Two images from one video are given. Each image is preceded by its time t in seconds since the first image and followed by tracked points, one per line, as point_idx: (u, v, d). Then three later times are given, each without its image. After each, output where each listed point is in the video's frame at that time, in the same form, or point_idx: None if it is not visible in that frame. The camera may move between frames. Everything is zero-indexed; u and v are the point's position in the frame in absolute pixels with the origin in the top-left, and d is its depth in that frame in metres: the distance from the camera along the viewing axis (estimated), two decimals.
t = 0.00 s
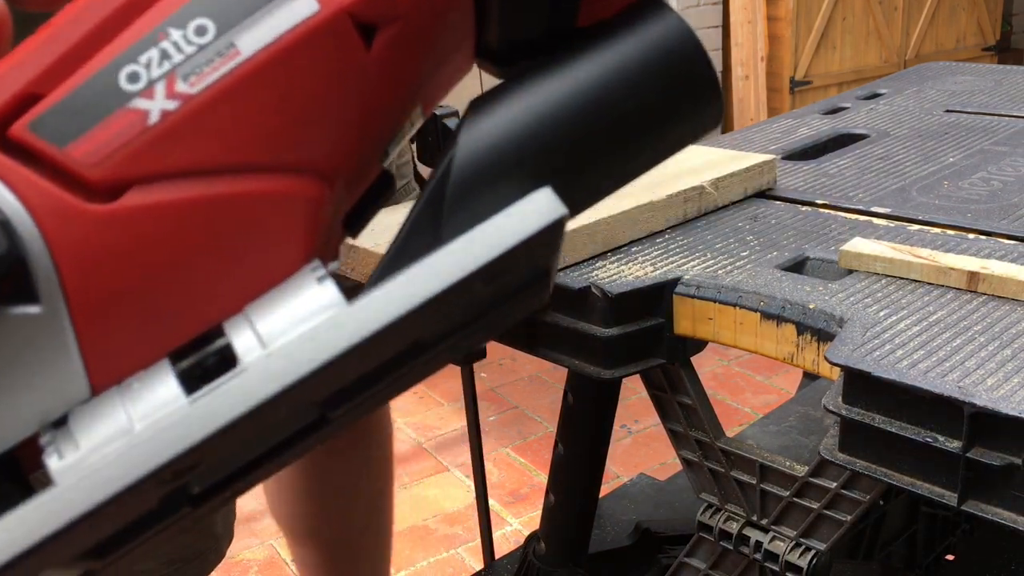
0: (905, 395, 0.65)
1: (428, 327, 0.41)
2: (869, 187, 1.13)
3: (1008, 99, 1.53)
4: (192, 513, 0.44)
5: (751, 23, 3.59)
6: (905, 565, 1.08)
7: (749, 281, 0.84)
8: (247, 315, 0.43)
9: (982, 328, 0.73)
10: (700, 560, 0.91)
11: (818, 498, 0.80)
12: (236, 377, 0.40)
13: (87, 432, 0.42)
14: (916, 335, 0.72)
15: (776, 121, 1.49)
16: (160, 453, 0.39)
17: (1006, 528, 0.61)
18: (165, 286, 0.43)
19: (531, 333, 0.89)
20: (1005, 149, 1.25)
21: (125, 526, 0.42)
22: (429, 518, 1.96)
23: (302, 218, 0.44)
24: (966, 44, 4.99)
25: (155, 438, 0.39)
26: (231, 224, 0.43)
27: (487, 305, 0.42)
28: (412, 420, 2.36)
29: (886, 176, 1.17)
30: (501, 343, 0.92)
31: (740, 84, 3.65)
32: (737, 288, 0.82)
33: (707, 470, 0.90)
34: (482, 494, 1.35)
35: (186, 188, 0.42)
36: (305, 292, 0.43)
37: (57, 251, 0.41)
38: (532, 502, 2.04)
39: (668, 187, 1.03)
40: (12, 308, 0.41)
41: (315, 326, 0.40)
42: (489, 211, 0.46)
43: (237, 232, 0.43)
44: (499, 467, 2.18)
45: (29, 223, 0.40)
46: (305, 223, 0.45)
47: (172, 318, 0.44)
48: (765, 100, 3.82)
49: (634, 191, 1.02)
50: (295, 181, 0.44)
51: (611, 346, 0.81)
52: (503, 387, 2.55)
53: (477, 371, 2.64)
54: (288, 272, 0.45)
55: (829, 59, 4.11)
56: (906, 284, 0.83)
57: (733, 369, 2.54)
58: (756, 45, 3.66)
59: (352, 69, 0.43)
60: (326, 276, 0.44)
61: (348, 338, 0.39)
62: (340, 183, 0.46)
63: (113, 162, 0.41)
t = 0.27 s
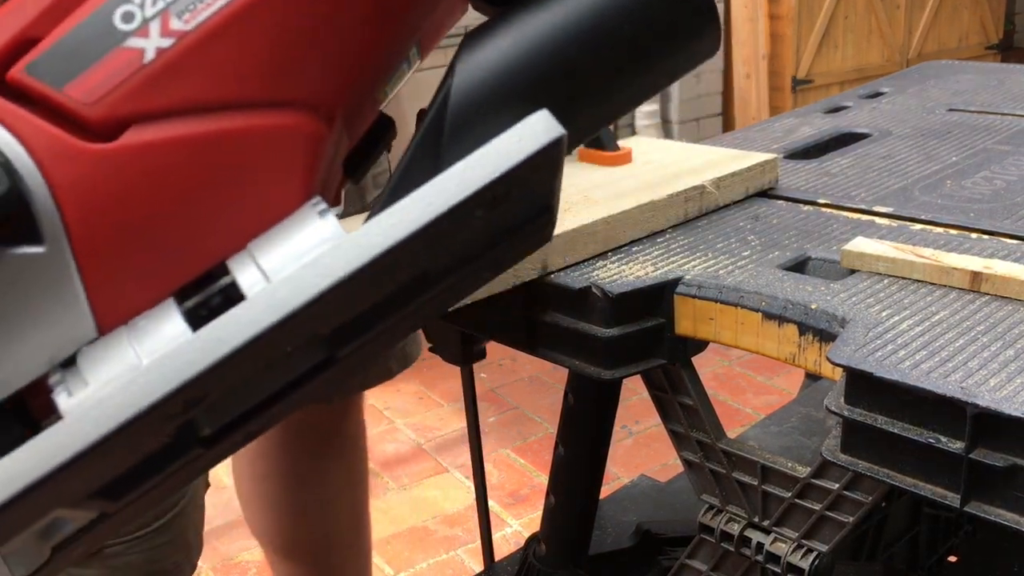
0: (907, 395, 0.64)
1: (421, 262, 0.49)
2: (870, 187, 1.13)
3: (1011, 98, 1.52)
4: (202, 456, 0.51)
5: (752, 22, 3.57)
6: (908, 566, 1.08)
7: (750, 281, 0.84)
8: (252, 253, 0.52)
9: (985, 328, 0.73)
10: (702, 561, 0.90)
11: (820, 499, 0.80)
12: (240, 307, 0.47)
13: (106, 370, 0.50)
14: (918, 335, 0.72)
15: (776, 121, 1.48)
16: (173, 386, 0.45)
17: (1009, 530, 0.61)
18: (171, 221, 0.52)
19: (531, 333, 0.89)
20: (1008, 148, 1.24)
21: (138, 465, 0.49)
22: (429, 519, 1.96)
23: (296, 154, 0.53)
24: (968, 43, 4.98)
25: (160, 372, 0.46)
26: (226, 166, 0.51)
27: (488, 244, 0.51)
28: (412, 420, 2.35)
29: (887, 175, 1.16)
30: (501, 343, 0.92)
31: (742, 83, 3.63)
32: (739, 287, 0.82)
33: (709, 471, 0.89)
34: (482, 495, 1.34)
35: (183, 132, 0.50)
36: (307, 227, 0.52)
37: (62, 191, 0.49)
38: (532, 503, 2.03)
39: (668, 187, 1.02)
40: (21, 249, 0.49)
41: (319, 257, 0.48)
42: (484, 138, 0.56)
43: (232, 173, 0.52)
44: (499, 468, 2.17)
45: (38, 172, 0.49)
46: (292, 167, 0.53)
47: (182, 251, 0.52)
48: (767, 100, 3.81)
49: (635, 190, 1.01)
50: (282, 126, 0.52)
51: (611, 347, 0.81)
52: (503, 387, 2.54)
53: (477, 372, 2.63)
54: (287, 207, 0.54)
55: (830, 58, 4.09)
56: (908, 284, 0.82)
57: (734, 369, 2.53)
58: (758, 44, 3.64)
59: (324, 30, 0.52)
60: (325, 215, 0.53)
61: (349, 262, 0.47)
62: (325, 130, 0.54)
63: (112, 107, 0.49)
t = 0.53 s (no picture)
0: (909, 395, 0.64)
1: (406, 216, 0.50)
2: (872, 187, 1.12)
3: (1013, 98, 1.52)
4: (199, 421, 0.52)
5: (753, 21, 3.57)
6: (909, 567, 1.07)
7: (751, 281, 0.84)
8: (239, 210, 0.51)
9: (987, 328, 0.72)
10: (702, 563, 0.90)
11: (821, 500, 0.79)
12: (226, 260, 0.47)
13: (94, 333, 0.49)
14: (920, 335, 0.71)
15: (777, 120, 1.48)
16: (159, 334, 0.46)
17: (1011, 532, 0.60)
18: (156, 178, 0.50)
19: (532, 333, 0.88)
20: (1009, 148, 1.24)
21: (129, 428, 0.50)
22: (430, 519, 1.95)
23: (280, 109, 0.51)
24: (969, 42, 4.97)
25: (147, 323, 0.46)
26: (210, 120, 0.50)
27: (474, 199, 0.51)
28: (412, 421, 2.35)
29: (889, 175, 1.16)
30: (501, 343, 0.92)
31: (743, 83, 3.63)
32: (740, 287, 0.81)
33: (709, 472, 0.89)
34: (482, 495, 1.34)
35: (165, 85, 0.48)
36: (295, 181, 0.51)
37: (39, 145, 0.47)
38: (532, 504, 2.03)
39: (668, 186, 1.02)
40: None
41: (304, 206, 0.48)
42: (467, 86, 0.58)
43: (217, 128, 0.50)
44: (499, 468, 2.17)
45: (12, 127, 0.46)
46: (278, 124, 0.52)
47: (167, 209, 0.51)
48: (768, 100, 3.80)
49: (635, 190, 1.01)
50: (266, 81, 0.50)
51: (612, 347, 0.80)
52: (504, 388, 2.54)
53: (478, 372, 2.63)
54: (274, 162, 0.52)
55: (831, 58, 4.09)
56: (910, 284, 0.82)
57: (735, 369, 2.52)
58: (759, 44, 3.63)
59: None
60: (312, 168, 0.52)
61: (331, 211, 0.47)
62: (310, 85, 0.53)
63: (89, 60, 0.47)
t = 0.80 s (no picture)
0: (909, 395, 0.64)
1: (395, 177, 0.52)
2: (872, 187, 1.12)
3: (1013, 98, 1.52)
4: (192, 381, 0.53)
5: (753, 21, 3.56)
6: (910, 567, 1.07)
7: (751, 280, 0.83)
8: (235, 168, 0.53)
9: (986, 328, 0.72)
10: (702, 563, 0.90)
11: (821, 500, 0.79)
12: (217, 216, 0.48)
13: (93, 284, 0.50)
14: (920, 335, 0.71)
15: (777, 120, 1.48)
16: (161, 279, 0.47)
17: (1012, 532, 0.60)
18: (159, 136, 0.52)
19: (532, 333, 0.88)
20: (1009, 148, 1.24)
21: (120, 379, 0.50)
22: (430, 519, 1.95)
23: (277, 73, 0.54)
24: (969, 42, 4.97)
25: (149, 271, 0.47)
26: (208, 81, 0.52)
27: (464, 163, 0.54)
28: (412, 421, 2.35)
29: (889, 175, 1.16)
30: (500, 343, 0.92)
31: (743, 82, 3.62)
32: (740, 287, 0.81)
33: (710, 472, 0.89)
34: (482, 495, 1.34)
35: (171, 46, 0.51)
36: (290, 143, 0.53)
37: (48, 106, 0.49)
38: (532, 504, 2.03)
39: (667, 187, 1.02)
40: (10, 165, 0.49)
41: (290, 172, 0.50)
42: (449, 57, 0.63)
43: (216, 89, 0.52)
44: (499, 469, 2.17)
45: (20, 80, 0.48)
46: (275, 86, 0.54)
47: (168, 168, 0.53)
48: (768, 100, 3.80)
49: (635, 190, 1.01)
50: (262, 53, 0.54)
51: (612, 347, 0.80)
52: (503, 388, 2.54)
53: (478, 372, 2.63)
54: (269, 130, 0.54)
55: (831, 58, 4.09)
56: (910, 285, 0.82)
57: (735, 370, 2.52)
58: (759, 44, 3.63)
59: None
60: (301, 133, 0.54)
61: (327, 164, 0.49)
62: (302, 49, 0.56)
63: (100, 24, 0.50)
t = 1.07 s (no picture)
0: (908, 395, 0.64)
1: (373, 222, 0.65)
2: (872, 187, 1.12)
3: (1014, 98, 1.51)
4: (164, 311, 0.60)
5: (753, 21, 3.56)
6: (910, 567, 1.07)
7: (751, 280, 0.84)
8: (273, 177, 0.64)
9: (986, 328, 0.72)
10: (702, 563, 0.90)
11: (821, 500, 0.79)
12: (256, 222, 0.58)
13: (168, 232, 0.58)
14: (920, 335, 0.71)
15: (777, 120, 1.48)
16: (216, 248, 0.56)
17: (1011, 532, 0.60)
18: (229, 134, 0.61)
19: (532, 333, 0.89)
20: (1009, 148, 1.24)
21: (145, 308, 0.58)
22: (430, 520, 1.95)
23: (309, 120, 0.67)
24: (970, 42, 4.97)
25: (215, 238, 0.56)
26: (271, 104, 0.63)
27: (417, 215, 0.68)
28: (412, 421, 2.34)
29: (889, 175, 1.16)
30: (501, 343, 0.92)
31: (743, 83, 3.62)
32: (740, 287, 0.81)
33: (710, 472, 0.89)
34: (482, 495, 1.34)
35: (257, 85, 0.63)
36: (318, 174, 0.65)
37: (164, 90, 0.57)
38: (532, 505, 2.03)
39: (668, 187, 1.02)
40: (124, 129, 0.57)
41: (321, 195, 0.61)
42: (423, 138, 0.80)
43: (273, 113, 0.64)
44: (499, 469, 2.17)
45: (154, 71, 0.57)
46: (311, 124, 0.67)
47: (227, 163, 0.62)
48: (768, 100, 3.80)
49: (636, 190, 1.01)
50: (310, 96, 0.67)
51: (612, 347, 0.80)
52: (504, 388, 2.53)
53: (478, 372, 2.63)
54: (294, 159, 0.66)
55: (831, 58, 4.08)
56: (910, 284, 0.82)
57: (735, 370, 2.52)
58: (759, 44, 3.63)
59: (368, 32, 0.69)
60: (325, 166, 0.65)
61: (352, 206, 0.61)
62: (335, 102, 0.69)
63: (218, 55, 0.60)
